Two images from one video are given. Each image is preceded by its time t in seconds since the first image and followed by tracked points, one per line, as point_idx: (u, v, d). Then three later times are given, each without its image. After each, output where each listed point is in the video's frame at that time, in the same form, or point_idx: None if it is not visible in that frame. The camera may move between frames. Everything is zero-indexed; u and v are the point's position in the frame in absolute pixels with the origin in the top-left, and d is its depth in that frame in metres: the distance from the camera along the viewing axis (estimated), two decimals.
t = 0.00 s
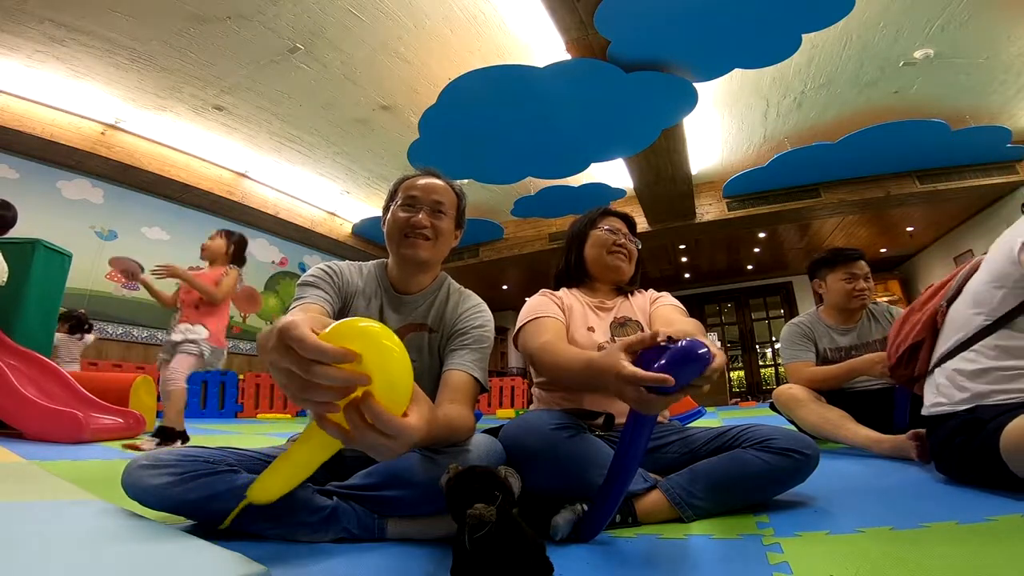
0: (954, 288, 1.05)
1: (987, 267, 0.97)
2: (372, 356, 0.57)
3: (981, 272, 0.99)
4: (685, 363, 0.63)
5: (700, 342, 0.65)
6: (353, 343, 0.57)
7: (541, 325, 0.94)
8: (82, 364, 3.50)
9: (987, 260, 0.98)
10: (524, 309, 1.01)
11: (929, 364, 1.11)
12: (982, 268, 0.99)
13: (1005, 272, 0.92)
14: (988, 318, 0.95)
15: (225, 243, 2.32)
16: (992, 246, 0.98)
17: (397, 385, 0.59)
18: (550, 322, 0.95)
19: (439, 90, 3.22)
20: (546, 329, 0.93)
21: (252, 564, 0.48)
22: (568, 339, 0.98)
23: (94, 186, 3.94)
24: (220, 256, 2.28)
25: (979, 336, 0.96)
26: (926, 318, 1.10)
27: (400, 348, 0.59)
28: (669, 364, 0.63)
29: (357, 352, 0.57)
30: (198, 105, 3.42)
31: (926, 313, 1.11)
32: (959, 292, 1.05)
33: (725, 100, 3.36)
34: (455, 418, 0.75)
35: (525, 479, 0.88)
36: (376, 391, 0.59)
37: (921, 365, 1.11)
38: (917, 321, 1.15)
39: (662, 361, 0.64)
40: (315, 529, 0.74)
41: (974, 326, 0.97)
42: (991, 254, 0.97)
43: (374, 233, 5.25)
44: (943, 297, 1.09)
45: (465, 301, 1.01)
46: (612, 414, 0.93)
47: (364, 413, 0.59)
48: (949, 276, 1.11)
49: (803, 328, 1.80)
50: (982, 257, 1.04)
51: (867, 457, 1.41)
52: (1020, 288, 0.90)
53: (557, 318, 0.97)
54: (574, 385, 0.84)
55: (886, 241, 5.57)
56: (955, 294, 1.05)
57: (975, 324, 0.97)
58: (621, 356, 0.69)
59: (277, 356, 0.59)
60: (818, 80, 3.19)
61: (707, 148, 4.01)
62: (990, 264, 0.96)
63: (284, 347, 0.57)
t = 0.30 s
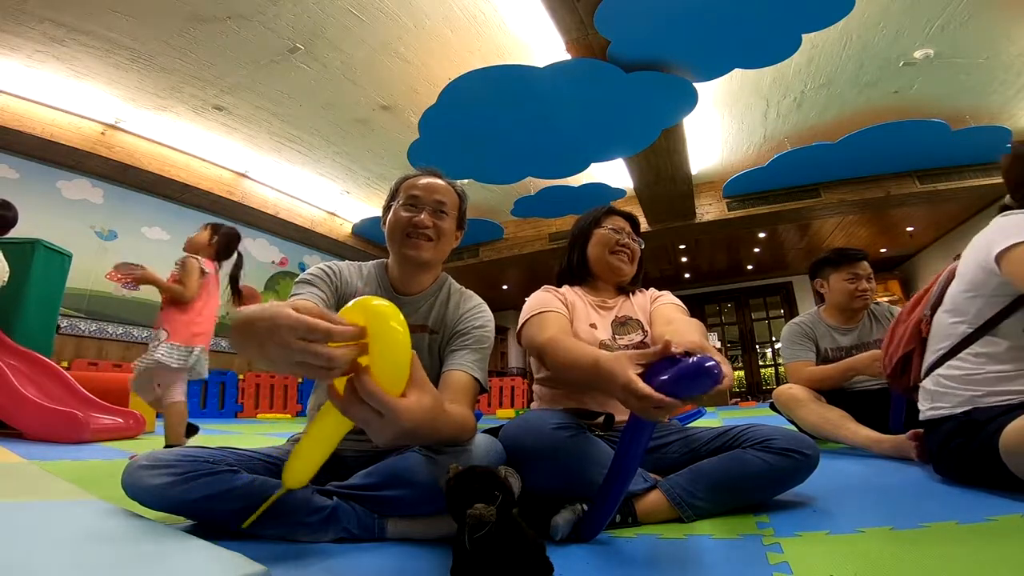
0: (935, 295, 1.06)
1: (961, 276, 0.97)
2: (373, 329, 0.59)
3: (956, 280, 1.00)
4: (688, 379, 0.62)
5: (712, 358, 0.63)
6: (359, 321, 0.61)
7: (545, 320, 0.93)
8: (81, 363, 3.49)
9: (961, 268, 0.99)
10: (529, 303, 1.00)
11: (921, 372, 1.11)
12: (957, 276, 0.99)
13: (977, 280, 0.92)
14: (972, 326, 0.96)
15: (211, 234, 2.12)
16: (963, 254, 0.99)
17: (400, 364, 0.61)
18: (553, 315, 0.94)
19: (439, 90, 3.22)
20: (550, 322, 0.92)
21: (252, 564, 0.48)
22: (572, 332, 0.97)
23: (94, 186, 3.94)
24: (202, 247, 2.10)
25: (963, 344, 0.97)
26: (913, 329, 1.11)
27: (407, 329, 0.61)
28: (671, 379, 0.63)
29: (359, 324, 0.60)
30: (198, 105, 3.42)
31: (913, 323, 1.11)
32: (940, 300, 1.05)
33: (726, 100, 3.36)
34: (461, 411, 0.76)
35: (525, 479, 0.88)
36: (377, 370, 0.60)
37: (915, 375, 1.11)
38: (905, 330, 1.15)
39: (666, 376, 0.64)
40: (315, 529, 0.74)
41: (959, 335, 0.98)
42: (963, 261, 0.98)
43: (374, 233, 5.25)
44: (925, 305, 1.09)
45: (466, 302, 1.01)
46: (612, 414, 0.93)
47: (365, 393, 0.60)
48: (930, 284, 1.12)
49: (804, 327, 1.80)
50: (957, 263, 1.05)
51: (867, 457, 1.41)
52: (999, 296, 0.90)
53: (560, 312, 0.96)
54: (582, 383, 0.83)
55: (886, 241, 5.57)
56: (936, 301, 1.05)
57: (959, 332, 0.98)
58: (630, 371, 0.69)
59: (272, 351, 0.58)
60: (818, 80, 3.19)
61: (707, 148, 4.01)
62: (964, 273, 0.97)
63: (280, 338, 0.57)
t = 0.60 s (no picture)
0: (921, 305, 1.08)
1: (942, 286, 1.00)
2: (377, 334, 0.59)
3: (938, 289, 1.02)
4: (696, 391, 0.62)
5: (720, 369, 0.64)
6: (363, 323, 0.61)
7: (552, 320, 0.92)
8: (81, 363, 3.49)
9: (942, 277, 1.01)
10: (533, 301, 1.00)
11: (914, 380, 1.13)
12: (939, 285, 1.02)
13: (957, 288, 0.95)
14: (955, 334, 0.97)
15: (206, 224, 2.07)
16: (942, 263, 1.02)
17: (403, 370, 0.61)
18: (560, 316, 0.93)
19: (439, 90, 3.22)
20: (557, 323, 0.92)
21: (252, 564, 0.48)
22: (578, 333, 0.98)
23: (94, 186, 3.94)
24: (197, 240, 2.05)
25: (950, 351, 0.99)
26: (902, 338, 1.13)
27: (410, 334, 0.60)
28: (678, 390, 0.63)
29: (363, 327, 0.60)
30: (198, 105, 3.42)
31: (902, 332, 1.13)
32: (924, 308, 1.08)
33: (725, 100, 3.36)
34: (464, 411, 0.76)
35: (525, 479, 0.88)
36: (379, 375, 0.60)
37: (909, 381, 1.13)
38: (897, 338, 1.17)
39: (674, 386, 0.64)
40: (315, 529, 0.74)
41: (946, 341, 0.99)
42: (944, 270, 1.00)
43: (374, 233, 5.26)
44: (913, 315, 1.11)
45: (464, 299, 1.01)
46: (613, 414, 0.93)
47: (368, 398, 0.60)
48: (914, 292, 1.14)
49: (804, 328, 1.80)
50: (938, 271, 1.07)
51: (867, 457, 1.41)
52: (980, 304, 0.92)
53: (565, 311, 0.95)
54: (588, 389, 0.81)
55: (886, 241, 5.57)
56: (922, 311, 1.08)
57: (944, 340, 1.00)
58: (643, 389, 0.67)
59: (271, 353, 0.58)
60: (818, 80, 3.19)
61: (707, 148, 4.01)
62: (944, 283, 0.99)
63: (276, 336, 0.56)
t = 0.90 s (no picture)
0: (913, 309, 1.09)
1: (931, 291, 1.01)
2: (374, 337, 0.58)
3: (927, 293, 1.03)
4: (711, 403, 0.63)
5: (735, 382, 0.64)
6: (359, 328, 0.60)
7: (558, 319, 0.92)
8: (81, 364, 3.48)
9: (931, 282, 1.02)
10: (537, 299, 1.00)
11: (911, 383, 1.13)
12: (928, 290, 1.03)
13: (945, 291, 0.96)
14: (947, 336, 0.98)
15: (205, 223, 2.07)
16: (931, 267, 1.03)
17: (401, 370, 0.61)
18: (565, 314, 0.93)
19: (439, 90, 3.21)
20: (563, 322, 0.91)
21: (252, 564, 0.48)
22: (585, 333, 0.97)
23: (94, 186, 3.94)
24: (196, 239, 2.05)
25: (943, 354, 0.99)
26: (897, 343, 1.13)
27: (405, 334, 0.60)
28: (687, 400, 0.64)
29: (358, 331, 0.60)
30: (198, 105, 3.42)
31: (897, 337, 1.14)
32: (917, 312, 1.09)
33: (725, 100, 3.36)
34: (465, 412, 0.76)
35: (525, 479, 0.88)
36: (378, 376, 0.60)
37: (906, 385, 1.13)
38: (894, 342, 1.17)
39: (683, 397, 0.65)
40: (315, 529, 0.74)
41: (939, 344, 1.00)
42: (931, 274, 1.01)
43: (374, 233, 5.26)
44: (907, 319, 1.12)
45: (462, 298, 1.01)
46: (614, 415, 0.93)
47: (368, 399, 0.60)
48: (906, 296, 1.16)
49: (804, 328, 1.80)
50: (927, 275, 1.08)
51: (867, 457, 1.41)
52: (968, 306, 0.93)
53: (571, 310, 0.95)
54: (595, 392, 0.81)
55: (886, 241, 5.57)
56: (915, 315, 1.09)
57: (936, 343, 1.01)
58: (652, 397, 0.67)
59: (266, 359, 0.58)
60: (818, 80, 3.19)
61: (707, 148, 4.01)
62: (933, 288, 1.00)
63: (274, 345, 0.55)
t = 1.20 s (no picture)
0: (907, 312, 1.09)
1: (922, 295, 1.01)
2: (377, 335, 0.58)
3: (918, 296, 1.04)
4: (713, 405, 0.62)
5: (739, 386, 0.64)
6: (359, 330, 0.59)
7: (561, 318, 0.92)
8: (81, 364, 3.48)
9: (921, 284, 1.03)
10: (539, 298, 1.00)
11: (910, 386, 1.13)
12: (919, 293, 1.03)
13: (935, 294, 0.96)
14: (940, 339, 0.98)
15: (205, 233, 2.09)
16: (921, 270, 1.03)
17: (408, 364, 0.61)
18: (567, 313, 0.93)
19: (439, 90, 3.21)
20: (566, 321, 0.91)
21: (252, 563, 0.48)
22: (588, 334, 0.97)
23: (94, 186, 3.95)
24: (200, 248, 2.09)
25: (938, 356, 1.00)
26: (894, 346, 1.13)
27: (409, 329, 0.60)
28: (687, 402, 0.64)
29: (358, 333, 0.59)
30: (198, 105, 3.42)
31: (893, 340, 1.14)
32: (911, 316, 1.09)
33: (726, 100, 3.36)
34: (466, 411, 0.76)
35: (525, 479, 0.88)
36: (386, 370, 0.60)
37: (905, 388, 1.14)
38: (891, 345, 1.18)
39: (684, 398, 0.64)
40: (315, 529, 0.74)
41: (932, 346, 1.00)
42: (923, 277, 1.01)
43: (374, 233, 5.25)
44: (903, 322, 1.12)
45: (460, 295, 1.01)
46: (614, 415, 0.93)
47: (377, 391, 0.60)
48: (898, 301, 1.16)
49: (803, 328, 1.80)
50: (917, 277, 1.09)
51: (867, 457, 1.41)
52: (957, 309, 0.94)
53: (574, 309, 0.95)
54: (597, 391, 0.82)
55: (886, 241, 5.57)
56: (909, 318, 1.09)
57: (930, 346, 1.01)
58: (652, 397, 0.66)
59: (264, 367, 0.57)
60: (818, 80, 3.19)
61: (707, 148, 4.01)
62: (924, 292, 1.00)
63: (279, 349, 0.55)
